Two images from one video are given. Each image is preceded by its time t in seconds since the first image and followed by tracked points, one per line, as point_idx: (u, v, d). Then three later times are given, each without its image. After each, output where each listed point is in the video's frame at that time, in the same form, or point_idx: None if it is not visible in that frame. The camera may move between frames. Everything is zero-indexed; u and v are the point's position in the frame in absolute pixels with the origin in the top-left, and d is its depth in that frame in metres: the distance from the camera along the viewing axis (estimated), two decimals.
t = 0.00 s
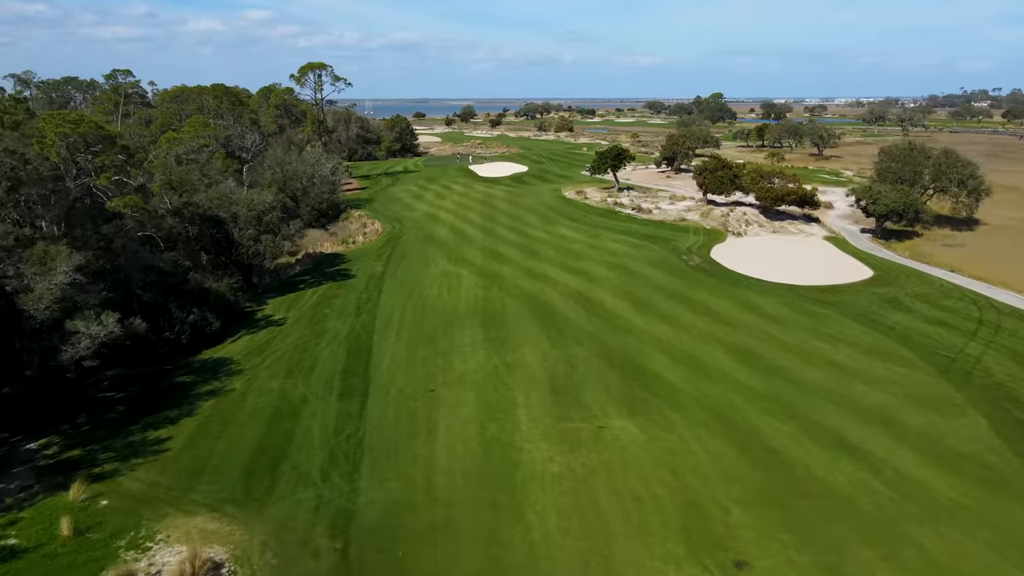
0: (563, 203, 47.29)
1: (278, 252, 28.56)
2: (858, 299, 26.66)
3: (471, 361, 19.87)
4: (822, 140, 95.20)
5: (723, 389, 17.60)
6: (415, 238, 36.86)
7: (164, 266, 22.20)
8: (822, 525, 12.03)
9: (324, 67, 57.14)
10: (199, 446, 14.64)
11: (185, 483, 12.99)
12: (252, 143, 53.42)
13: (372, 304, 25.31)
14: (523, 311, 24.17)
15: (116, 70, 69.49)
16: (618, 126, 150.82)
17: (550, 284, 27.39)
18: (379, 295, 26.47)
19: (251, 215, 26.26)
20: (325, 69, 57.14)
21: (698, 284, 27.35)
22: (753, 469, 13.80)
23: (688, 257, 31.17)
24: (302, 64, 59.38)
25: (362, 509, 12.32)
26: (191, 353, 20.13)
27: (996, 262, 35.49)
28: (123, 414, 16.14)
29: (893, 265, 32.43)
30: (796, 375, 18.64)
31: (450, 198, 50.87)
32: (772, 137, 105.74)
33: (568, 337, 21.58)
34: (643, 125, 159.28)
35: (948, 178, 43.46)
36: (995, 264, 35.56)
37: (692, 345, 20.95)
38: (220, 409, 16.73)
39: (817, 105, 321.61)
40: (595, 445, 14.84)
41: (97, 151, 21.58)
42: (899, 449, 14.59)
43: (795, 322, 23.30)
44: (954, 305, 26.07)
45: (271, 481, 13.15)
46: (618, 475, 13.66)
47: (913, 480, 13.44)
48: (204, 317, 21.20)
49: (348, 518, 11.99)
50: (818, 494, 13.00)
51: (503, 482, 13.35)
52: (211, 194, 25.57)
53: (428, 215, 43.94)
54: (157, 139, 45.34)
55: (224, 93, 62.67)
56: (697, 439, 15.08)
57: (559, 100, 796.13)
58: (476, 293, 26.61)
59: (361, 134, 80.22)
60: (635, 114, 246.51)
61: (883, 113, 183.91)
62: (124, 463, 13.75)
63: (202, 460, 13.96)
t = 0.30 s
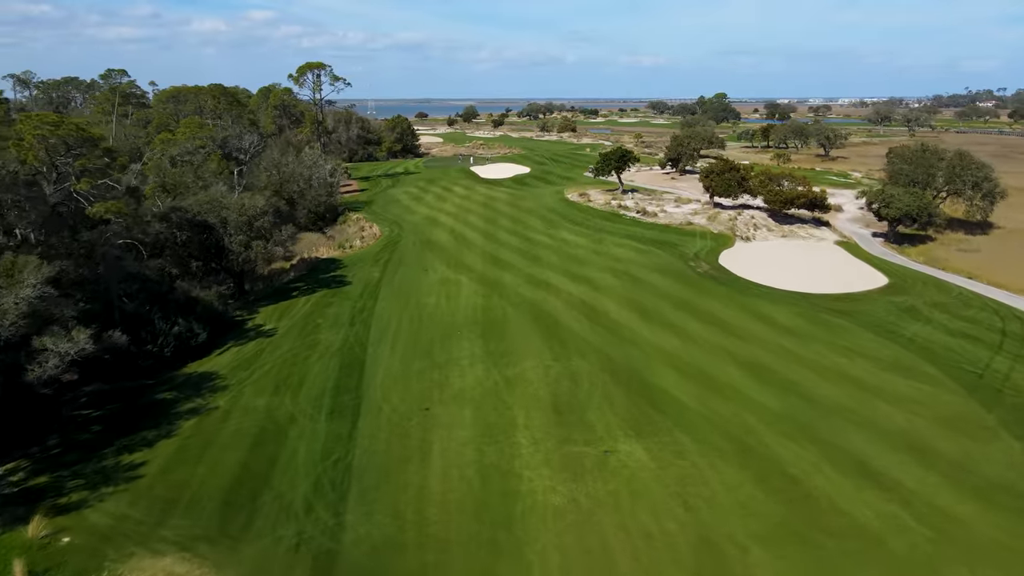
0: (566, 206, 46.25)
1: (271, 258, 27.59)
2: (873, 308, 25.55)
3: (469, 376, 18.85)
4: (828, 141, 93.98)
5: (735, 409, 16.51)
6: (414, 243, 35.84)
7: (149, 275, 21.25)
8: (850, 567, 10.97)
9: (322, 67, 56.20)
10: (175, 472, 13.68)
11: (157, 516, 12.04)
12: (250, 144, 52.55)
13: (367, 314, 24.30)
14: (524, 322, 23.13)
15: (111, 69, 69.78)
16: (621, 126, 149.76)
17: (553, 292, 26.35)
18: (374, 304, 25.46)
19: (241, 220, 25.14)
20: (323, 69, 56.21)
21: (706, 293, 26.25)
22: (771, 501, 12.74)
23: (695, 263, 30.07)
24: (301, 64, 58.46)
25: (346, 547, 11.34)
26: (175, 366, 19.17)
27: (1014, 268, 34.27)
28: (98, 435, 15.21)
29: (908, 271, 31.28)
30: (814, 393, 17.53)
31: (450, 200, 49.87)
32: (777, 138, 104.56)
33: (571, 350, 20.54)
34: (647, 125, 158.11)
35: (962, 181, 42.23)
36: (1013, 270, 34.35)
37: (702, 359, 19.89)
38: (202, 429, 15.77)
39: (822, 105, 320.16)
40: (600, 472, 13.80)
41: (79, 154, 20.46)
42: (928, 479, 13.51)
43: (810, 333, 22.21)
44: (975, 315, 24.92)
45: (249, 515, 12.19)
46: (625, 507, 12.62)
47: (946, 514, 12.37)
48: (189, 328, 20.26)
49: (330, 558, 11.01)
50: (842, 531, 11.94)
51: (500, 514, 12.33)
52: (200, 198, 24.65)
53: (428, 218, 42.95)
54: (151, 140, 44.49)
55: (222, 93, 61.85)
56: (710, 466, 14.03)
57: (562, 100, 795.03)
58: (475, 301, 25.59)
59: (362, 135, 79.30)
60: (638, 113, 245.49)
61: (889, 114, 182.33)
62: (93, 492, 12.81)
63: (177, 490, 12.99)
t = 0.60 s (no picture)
0: (569, 209, 45.17)
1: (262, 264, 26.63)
2: (890, 318, 24.42)
3: (466, 392, 17.82)
4: (834, 141, 92.78)
5: (750, 431, 15.47)
6: (412, 247, 34.84)
7: (132, 284, 20.36)
8: None
9: (321, 67, 55.27)
10: (147, 503, 12.74)
11: (121, 557, 11.14)
12: (248, 145, 51.69)
13: (361, 324, 23.29)
14: (525, 333, 22.10)
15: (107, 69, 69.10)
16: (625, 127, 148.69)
17: (555, 300, 25.32)
18: (370, 313, 24.46)
19: (230, 225, 24.30)
20: (321, 69, 55.29)
21: (714, 302, 25.19)
22: (792, 539, 11.69)
23: (703, 270, 28.99)
24: (299, 65, 57.48)
25: None
26: (157, 381, 18.26)
27: None
28: (68, 458, 14.33)
29: (924, 278, 30.13)
30: (833, 413, 16.45)
31: (451, 203, 48.92)
32: (782, 139, 103.37)
33: (573, 364, 19.51)
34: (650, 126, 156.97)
35: (977, 184, 41.00)
36: None
37: (712, 375, 18.82)
38: (180, 450, 14.82)
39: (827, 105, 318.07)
40: (606, 504, 12.74)
41: (59, 156, 19.99)
42: (964, 513, 12.41)
43: (825, 346, 21.12)
44: (998, 326, 23.77)
45: (223, 556, 11.25)
46: (633, 544, 11.58)
47: (985, 554, 11.29)
48: (173, 340, 19.37)
49: None
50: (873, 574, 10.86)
51: (496, 553, 11.31)
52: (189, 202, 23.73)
53: (427, 222, 41.95)
54: (145, 142, 43.67)
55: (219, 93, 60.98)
56: (725, 496, 12.96)
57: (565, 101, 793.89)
58: (474, 310, 24.55)
59: (362, 135, 78.39)
60: (641, 113, 244.49)
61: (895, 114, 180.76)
62: (56, 526, 11.93)
63: (146, 524, 12.08)
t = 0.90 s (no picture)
0: (571, 212, 44.14)
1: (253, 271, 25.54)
2: (909, 329, 23.32)
3: (463, 412, 16.80)
4: (841, 142, 91.49)
5: (766, 456, 14.42)
6: (410, 252, 33.81)
7: (114, 294, 19.36)
8: None
9: (319, 67, 54.35)
10: (114, 538, 11.74)
11: None
12: (245, 147, 50.72)
13: (355, 335, 22.25)
14: (525, 345, 21.04)
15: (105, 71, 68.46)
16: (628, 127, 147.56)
17: (557, 309, 24.28)
18: (364, 323, 23.44)
19: (219, 231, 23.16)
20: (320, 69, 54.38)
21: (723, 311, 24.10)
22: None
23: (711, 276, 27.90)
24: (297, 64, 56.48)
25: None
26: (136, 398, 17.25)
27: None
28: (34, 484, 13.34)
29: (941, 286, 28.96)
30: (854, 437, 15.37)
31: (451, 205, 47.94)
32: (788, 140, 102.09)
33: (576, 380, 18.47)
34: (654, 125, 155.78)
35: (992, 186, 39.78)
36: None
37: (724, 392, 17.77)
38: (155, 476, 13.81)
39: (831, 106, 316.55)
40: (612, 541, 11.69)
41: (37, 158, 18.87)
42: (1003, 553, 11.35)
43: (842, 360, 20.04)
44: (1023, 337, 22.62)
45: None
46: None
47: None
48: (155, 354, 18.34)
49: None
50: None
51: None
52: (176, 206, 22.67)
53: (426, 225, 40.94)
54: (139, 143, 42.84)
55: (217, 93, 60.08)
56: (741, 531, 11.92)
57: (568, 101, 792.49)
58: (472, 320, 23.51)
59: (363, 136, 77.50)
60: (645, 113, 243.21)
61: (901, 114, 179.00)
62: (12, 566, 10.95)
63: (111, 562, 11.10)
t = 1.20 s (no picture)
0: (574, 215, 43.07)
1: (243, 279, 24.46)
2: (929, 341, 22.17)
3: (458, 433, 15.74)
4: (848, 142, 90.24)
5: (785, 486, 13.33)
6: (407, 257, 32.78)
7: (92, 304, 18.38)
8: None
9: (317, 66, 53.36)
10: None
11: None
12: (241, 148, 49.77)
13: (347, 347, 21.20)
14: (526, 359, 19.97)
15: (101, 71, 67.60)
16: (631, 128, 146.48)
17: (560, 319, 23.20)
18: (357, 334, 22.40)
19: (207, 238, 22.09)
20: (318, 69, 53.40)
21: (734, 321, 22.99)
22: None
23: (720, 284, 26.78)
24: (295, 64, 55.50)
25: None
26: (112, 418, 16.23)
27: None
28: None
29: (959, 294, 27.81)
30: (878, 464, 14.28)
31: (451, 207, 46.92)
32: (794, 140, 100.88)
33: (580, 398, 17.39)
34: (657, 126, 154.69)
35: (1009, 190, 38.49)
36: None
37: (737, 411, 16.67)
38: (125, 506, 12.79)
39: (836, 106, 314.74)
40: None
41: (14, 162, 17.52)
42: None
43: (861, 376, 18.92)
44: None
45: None
46: None
47: None
48: (134, 369, 17.30)
49: None
50: None
51: None
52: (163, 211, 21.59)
53: (425, 228, 39.93)
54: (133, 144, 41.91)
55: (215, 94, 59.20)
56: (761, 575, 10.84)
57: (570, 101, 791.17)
58: (470, 331, 22.44)
59: (363, 136, 76.55)
60: (649, 113, 242.26)
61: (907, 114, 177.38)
62: None
63: None
